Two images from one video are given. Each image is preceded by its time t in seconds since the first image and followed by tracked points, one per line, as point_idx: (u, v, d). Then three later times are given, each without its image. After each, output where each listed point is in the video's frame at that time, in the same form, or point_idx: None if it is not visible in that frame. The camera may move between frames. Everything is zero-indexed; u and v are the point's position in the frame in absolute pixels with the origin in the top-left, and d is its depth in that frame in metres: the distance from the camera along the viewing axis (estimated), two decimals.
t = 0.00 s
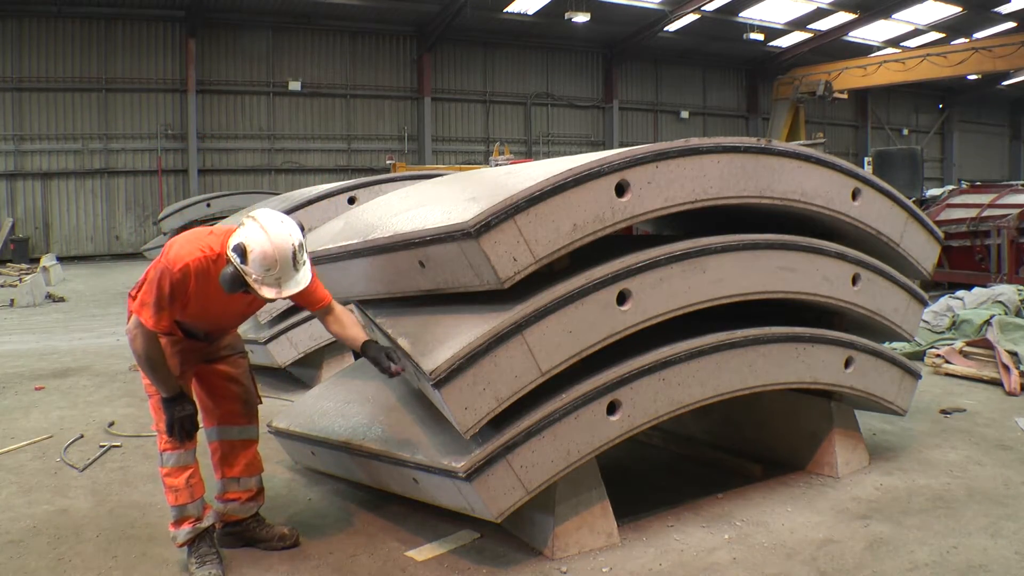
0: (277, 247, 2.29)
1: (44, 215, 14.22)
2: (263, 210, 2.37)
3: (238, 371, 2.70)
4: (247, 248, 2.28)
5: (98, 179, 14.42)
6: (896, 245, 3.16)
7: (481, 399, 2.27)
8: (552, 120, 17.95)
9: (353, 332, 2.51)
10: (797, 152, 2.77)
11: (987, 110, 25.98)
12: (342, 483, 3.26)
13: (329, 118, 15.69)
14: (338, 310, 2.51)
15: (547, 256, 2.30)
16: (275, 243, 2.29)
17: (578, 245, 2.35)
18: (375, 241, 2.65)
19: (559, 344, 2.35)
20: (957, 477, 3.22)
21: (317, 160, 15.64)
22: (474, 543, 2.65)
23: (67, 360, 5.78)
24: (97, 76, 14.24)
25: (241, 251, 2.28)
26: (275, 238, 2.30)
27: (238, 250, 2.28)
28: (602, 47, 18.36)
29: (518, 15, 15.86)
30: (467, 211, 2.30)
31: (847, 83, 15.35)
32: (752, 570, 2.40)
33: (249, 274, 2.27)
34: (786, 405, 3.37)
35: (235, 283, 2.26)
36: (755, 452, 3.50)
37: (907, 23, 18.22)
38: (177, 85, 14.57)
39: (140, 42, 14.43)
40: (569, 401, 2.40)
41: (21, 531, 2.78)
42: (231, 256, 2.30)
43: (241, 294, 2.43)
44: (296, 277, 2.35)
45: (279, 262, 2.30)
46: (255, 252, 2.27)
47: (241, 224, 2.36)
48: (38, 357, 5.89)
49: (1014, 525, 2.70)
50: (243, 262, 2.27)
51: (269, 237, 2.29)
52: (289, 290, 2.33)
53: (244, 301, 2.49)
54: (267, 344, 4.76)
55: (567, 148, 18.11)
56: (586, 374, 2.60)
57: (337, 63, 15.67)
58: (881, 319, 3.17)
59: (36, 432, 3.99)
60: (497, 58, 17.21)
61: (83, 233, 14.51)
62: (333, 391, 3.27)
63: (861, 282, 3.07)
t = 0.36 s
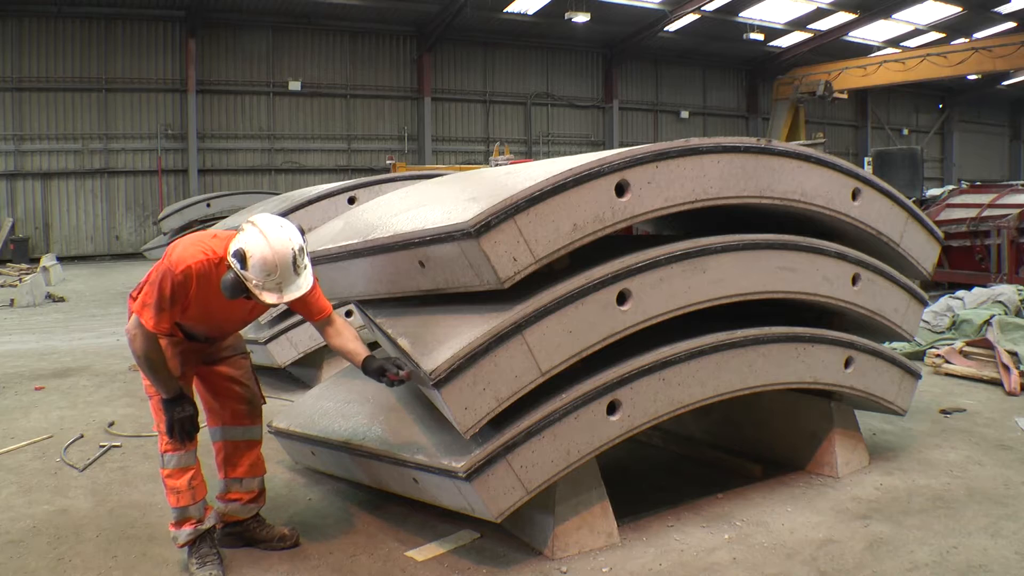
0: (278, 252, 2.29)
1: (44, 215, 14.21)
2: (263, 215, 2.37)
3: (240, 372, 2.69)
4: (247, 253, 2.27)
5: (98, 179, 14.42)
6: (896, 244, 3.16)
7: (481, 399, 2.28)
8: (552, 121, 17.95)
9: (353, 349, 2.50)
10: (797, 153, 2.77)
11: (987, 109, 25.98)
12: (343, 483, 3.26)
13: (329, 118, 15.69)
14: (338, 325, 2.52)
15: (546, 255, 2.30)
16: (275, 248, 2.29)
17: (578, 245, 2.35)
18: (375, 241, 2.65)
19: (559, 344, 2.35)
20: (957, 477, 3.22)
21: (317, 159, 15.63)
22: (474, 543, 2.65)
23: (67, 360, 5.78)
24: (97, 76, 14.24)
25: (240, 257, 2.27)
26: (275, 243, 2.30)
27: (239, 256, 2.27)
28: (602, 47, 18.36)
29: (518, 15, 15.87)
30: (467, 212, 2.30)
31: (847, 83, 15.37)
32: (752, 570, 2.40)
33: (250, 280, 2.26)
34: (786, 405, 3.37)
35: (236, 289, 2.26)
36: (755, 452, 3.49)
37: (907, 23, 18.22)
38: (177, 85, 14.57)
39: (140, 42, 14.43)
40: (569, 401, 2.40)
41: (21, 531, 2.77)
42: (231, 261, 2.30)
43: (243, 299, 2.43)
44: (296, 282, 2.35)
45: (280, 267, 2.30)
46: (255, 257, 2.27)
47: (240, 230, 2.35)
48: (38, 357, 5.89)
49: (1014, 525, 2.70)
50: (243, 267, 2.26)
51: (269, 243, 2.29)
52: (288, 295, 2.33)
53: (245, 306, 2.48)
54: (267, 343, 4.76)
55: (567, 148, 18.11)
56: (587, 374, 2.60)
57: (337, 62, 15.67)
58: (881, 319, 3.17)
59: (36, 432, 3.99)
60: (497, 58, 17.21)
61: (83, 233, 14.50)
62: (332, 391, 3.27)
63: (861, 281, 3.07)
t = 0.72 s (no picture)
0: (280, 256, 2.28)
1: (44, 215, 14.22)
2: (265, 219, 2.36)
3: (244, 373, 2.69)
4: (248, 256, 2.27)
5: (98, 179, 14.42)
6: (896, 244, 3.16)
7: (482, 399, 2.27)
8: (552, 120, 17.95)
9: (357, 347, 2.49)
10: (796, 153, 2.77)
11: (987, 109, 25.99)
12: (343, 483, 3.27)
13: (329, 118, 15.69)
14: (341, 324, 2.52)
15: (546, 255, 2.30)
16: (277, 252, 2.28)
17: (578, 245, 2.35)
18: (375, 241, 2.65)
19: (559, 345, 2.35)
20: (957, 477, 3.22)
21: (317, 159, 15.64)
22: (474, 542, 2.65)
23: (67, 360, 5.78)
24: (97, 76, 14.24)
25: (242, 259, 2.27)
26: (276, 247, 2.29)
27: (240, 259, 2.26)
28: (602, 47, 18.36)
29: (518, 15, 15.87)
30: (467, 212, 2.30)
31: (847, 83, 15.38)
32: (752, 570, 2.40)
33: (251, 283, 2.25)
34: (786, 405, 3.37)
35: (237, 293, 2.25)
36: (755, 452, 3.49)
37: (907, 23, 18.23)
38: (177, 85, 14.57)
39: (140, 42, 14.43)
40: (569, 400, 2.40)
41: (21, 531, 2.77)
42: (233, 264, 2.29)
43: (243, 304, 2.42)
44: (298, 287, 2.34)
45: (281, 272, 2.29)
46: (256, 261, 2.27)
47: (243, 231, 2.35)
48: (38, 357, 5.89)
49: (1014, 525, 2.70)
50: (244, 271, 2.25)
51: (271, 246, 2.28)
52: (287, 299, 2.31)
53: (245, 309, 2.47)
54: (267, 343, 4.73)
55: (567, 148, 18.11)
56: (587, 374, 2.60)
57: (337, 63, 15.68)
58: (881, 319, 3.17)
59: (36, 432, 3.99)
60: (497, 58, 17.21)
61: (83, 233, 14.51)
62: (333, 391, 3.27)
63: (861, 281, 3.07)
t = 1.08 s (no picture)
0: (291, 287, 2.29)
1: (44, 215, 14.22)
2: (276, 245, 2.37)
3: (246, 375, 2.69)
4: (260, 284, 2.28)
5: (98, 179, 14.42)
6: (896, 244, 3.16)
7: (481, 399, 2.27)
8: (552, 120, 17.95)
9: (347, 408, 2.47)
10: (796, 152, 2.77)
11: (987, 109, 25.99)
12: (343, 483, 3.26)
13: (329, 118, 15.69)
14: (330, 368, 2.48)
15: (546, 255, 2.30)
16: (288, 279, 2.29)
17: (578, 245, 2.35)
18: (375, 241, 2.65)
19: (559, 345, 2.35)
20: (957, 477, 3.22)
21: (316, 159, 15.64)
22: (474, 542, 2.65)
23: (67, 360, 5.78)
24: (97, 76, 14.24)
25: (252, 287, 2.27)
26: (288, 275, 2.30)
27: (250, 287, 2.27)
28: (602, 47, 18.37)
29: (518, 15, 15.88)
30: (467, 212, 2.30)
31: (847, 83, 15.39)
32: (752, 570, 2.40)
33: (260, 312, 2.26)
34: (786, 405, 3.37)
35: (245, 318, 2.25)
36: (755, 452, 3.49)
37: (907, 23, 18.23)
38: (177, 85, 14.57)
39: (140, 42, 14.43)
40: (570, 400, 2.40)
41: (21, 531, 2.77)
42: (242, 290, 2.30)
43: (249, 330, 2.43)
44: (307, 315, 2.35)
45: (291, 300, 2.30)
46: (267, 288, 2.28)
47: (254, 258, 2.36)
48: (38, 357, 5.89)
49: (1014, 525, 2.70)
50: (253, 298, 2.27)
51: (283, 274, 2.30)
52: (293, 328, 2.32)
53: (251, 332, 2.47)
54: (267, 344, 4.70)
55: (567, 148, 18.12)
56: (586, 374, 2.60)
57: (337, 63, 15.68)
58: (881, 320, 3.17)
59: (36, 432, 3.99)
60: (497, 58, 17.21)
61: (83, 234, 14.51)
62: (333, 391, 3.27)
63: (861, 281, 3.07)
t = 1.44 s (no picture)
0: (304, 302, 2.30)
1: (44, 215, 14.22)
2: (290, 260, 2.38)
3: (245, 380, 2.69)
4: (273, 298, 2.28)
5: (98, 179, 14.42)
6: (896, 244, 3.16)
7: (481, 399, 2.28)
8: (552, 121, 17.95)
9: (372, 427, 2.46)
10: (796, 152, 2.77)
11: (987, 110, 26.00)
12: (344, 483, 3.26)
13: (329, 119, 15.70)
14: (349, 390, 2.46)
15: (546, 255, 2.30)
16: (302, 294, 2.30)
17: (578, 244, 2.35)
18: (376, 241, 2.65)
19: (559, 344, 2.35)
20: (957, 477, 3.22)
21: (317, 159, 15.64)
22: (473, 542, 2.65)
23: (66, 360, 5.78)
24: (97, 76, 14.24)
25: (265, 301, 2.28)
26: (301, 290, 2.31)
27: (263, 301, 2.28)
28: (602, 47, 18.36)
29: (518, 15, 15.88)
30: (467, 212, 2.30)
31: (847, 83, 15.40)
32: (752, 570, 2.40)
33: (272, 325, 2.27)
34: (785, 405, 3.37)
35: (257, 333, 2.27)
36: (755, 452, 3.50)
37: (907, 23, 18.23)
38: (177, 85, 14.57)
39: (140, 42, 14.43)
40: (569, 400, 2.40)
41: (21, 531, 2.78)
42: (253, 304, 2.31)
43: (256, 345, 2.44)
44: (317, 329, 2.35)
45: (304, 314, 2.30)
46: (280, 302, 2.28)
47: (267, 273, 2.37)
48: (38, 357, 5.89)
49: (1013, 525, 2.70)
50: (265, 312, 2.28)
51: (296, 289, 2.30)
52: (302, 342, 2.32)
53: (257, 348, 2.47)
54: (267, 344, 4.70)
55: (567, 148, 18.13)
56: (586, 374, 2.60)
57: (337, 63, 15.69)
58: (881, 319, 3.17)
59: (35, 432, 3.99)
60: (497, 59, 17.21)
61: (83, 234, 14.52)
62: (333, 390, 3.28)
63: (861, 282, 3.07)
